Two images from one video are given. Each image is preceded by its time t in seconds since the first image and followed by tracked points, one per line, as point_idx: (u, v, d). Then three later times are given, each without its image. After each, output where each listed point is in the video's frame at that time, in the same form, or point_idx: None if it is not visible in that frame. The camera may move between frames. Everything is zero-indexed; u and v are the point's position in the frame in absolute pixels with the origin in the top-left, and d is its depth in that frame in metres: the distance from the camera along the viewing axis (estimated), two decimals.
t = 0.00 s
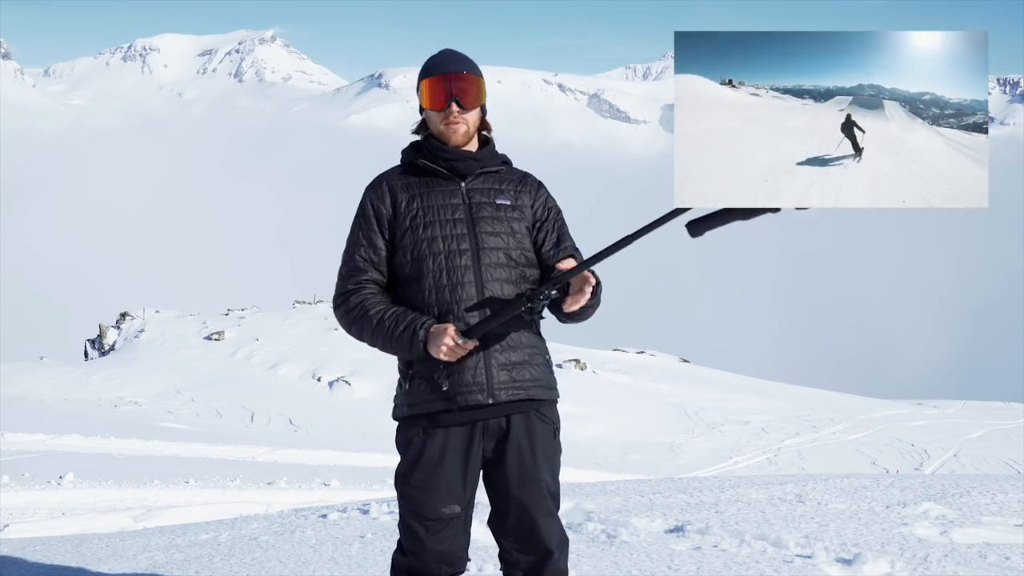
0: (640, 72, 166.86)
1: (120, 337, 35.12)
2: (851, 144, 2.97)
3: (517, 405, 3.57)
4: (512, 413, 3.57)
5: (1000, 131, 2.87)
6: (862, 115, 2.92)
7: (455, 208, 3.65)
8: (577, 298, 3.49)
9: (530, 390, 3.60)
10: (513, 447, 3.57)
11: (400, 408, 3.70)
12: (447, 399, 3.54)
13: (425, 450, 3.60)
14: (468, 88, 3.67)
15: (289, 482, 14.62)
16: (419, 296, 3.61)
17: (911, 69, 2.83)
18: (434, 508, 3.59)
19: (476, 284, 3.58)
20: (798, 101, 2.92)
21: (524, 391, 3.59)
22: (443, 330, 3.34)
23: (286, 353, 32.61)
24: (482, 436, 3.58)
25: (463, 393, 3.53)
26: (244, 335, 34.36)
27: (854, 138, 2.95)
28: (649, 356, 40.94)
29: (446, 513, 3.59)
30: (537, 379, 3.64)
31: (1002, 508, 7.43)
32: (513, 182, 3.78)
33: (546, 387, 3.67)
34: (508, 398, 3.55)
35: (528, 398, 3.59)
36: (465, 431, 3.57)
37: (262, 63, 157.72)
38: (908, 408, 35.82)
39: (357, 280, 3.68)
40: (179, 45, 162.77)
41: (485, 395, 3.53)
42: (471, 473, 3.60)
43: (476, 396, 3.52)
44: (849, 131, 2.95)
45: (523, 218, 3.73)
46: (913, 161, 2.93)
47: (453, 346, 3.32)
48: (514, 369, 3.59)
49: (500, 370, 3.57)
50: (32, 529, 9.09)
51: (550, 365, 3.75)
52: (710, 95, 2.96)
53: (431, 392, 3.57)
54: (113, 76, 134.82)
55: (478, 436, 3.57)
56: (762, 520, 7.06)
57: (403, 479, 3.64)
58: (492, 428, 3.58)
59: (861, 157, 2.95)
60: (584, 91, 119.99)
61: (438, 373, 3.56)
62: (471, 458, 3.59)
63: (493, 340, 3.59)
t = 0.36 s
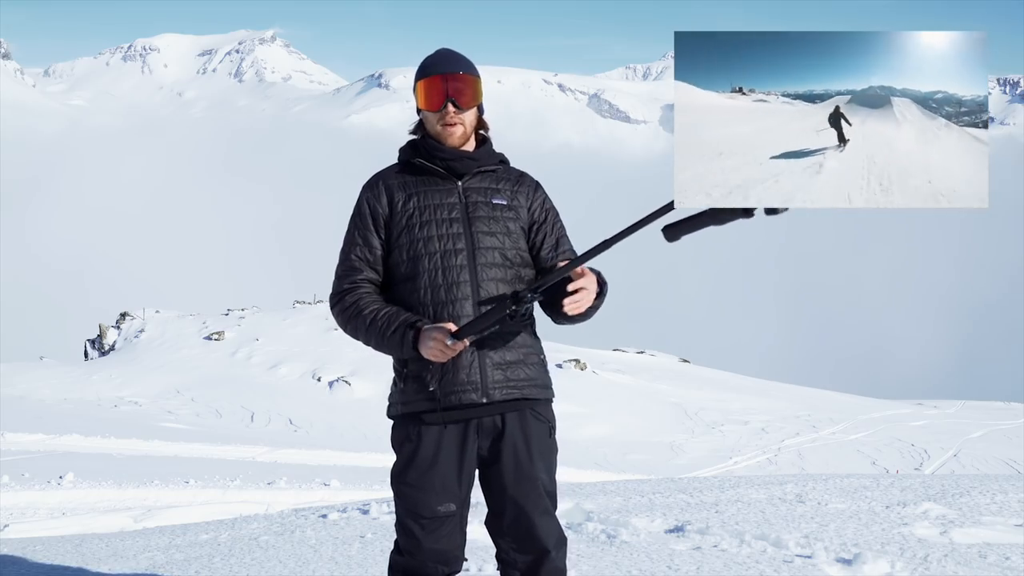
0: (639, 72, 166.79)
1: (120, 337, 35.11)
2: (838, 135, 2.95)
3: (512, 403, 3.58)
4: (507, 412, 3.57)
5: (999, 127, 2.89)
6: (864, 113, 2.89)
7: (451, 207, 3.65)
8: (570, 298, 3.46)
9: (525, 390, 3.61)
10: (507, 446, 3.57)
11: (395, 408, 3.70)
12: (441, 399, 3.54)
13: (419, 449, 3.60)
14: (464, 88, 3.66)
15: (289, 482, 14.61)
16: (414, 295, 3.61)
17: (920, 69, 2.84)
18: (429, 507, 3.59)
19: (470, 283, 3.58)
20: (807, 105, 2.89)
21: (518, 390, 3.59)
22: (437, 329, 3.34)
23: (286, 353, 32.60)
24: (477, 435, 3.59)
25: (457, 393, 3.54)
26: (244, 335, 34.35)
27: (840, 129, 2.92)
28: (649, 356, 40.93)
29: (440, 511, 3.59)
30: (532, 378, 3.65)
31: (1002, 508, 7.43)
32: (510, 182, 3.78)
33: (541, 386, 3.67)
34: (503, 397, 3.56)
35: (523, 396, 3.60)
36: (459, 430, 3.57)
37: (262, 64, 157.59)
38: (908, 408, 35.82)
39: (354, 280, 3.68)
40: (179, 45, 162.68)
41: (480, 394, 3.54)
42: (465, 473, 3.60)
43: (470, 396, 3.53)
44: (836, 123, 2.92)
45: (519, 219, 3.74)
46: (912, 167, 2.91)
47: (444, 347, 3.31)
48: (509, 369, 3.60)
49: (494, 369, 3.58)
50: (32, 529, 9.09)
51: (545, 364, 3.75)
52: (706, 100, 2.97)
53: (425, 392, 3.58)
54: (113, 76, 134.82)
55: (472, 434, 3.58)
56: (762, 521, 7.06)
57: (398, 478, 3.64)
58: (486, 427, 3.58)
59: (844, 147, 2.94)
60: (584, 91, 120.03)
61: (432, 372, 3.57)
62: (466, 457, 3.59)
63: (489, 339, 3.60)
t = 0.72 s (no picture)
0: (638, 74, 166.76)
1: (120, 337, 35.12)
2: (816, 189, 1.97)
3: (496, 401, 3.59)
4: (490, 409, 3.58)
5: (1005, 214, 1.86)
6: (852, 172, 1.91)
7: (439, 205, 3.65)
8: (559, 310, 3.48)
9: (509, 387, 3.62)
10: (491, 442, 3.58)
11: (378, 403, 3.72)
12: (425, 397, 3.55)
13: (403, 446, 3.61)
14: (454, 85, 3.66)
15: (289, 482, 14.61)
16: (400, 293, 3.62)
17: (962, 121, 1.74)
18: (414, 502, 3.59)
19: (456, 283, 3.60)
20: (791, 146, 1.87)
21: (502, 387, 3.60)
22: (420, 333, 3.37)
23: (286, 353, 32.60)
24: (461, 431, 3.59)
25: (439, 391, 3.55)
26: (244, 335, 34.35)
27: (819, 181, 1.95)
28: (649, 356, 40.91)
29: (425, 505, 3.59)
30: (516, 377, 3.65)
31: (1002, 508, 7.43)
32: (499, 177, 3.77)
33: (525, 384, 3.68)
34: (486, 395, 3.57)
35: (507, 395, 3.61)
36: (443, 427, 3.58)
37: (262, 64, 157.53)
38: (907, 408, 35.82)
39: (342, 277, 3.68)
40: (180, 45, 162.60)
41: (462, 393, 3.55)
42: (450, 469, 3.60)
43: (454, 394, 3.55)
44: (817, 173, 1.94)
45: (507, 216, 3.74)
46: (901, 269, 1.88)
47: (427, 352, 3.34)
48: (492, 368, 3.60)
49: (478, 368, 3.59)
50: (32, 529, 9.09)
51: (529, 362, 3.76)
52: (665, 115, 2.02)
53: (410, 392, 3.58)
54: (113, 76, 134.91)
55: (456, 430, 3.58)
56: (762, 520, 7.06)
57: (382, 474, 3.65)
58: (470, 422, 3.59)
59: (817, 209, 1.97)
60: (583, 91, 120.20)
61: (416, 372, 3.58)
62: (450, 454, 3.59)
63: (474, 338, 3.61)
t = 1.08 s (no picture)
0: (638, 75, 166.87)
1: (120, 337, 35.11)
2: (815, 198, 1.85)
3: (491, 400, 3.60)
4: (486, 407, 3.59)
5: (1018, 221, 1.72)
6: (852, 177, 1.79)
7: (431, 206, 3.66)
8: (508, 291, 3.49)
9: (504, 386, 3.63)
10: (487, 440, 3.58)
11: (372, 402, 3.71)
12: (420, 398, 3.56)
13: (398, 446, 3.60)
14: (447, 89, 3.64)
15: (289, 482, 14.61)
16: (393, 294, 3.63)
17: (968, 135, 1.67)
18: (409, 501, 3.58)
19: (449, 285, 3.63)
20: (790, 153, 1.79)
21: (497, 386, 3.61)
22: (411, 341, 3.39)
23: (286, 353, 32.60)
24: (456, 431, 3.60)
25: (435, 392, 3.55)
26: (244, 335, 34.35)
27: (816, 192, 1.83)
28: (649, 356, 40.90)
29: (420, 505, 3.59)
30: (510, 376, 3.67)
31: (1002, 508, 7.43)
32: (491, 178, 3.78)
33: (519, 382, 3.70)
34: (482, 395, 3.58)
35: (502, 393, 3.62)
36: (438, 426, 3.59)
37: (263, 64, 157.41)
38: (907, 408, 35.82)
39: (332, 277, 3.68)
40: (180, 45, 162.60)
41: (459, 393, 3.56)
42: (445, 468, 3.60)
43: (449, 395, 3.56)
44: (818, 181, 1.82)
45: (498, 217, 3.76)
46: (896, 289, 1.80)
47: (416, 360, 3.38)
48: (487, 368, 3.61)
49: (473, 368, 3.60)
50: (32, 529, 9.09)
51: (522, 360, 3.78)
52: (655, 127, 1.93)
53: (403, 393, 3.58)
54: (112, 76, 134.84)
55: (451, 429, 3.59)
56: (762, 520, 7.06)
57: (377, 474, 3.64)
58: (466, 421, 3.59)
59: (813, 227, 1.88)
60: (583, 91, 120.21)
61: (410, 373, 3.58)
62: (445, 453, 3.59)
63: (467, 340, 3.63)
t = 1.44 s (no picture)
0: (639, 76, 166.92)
1: (120, 337, 35.11)
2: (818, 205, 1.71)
3: (511, 401, 3.60)
4: (505, 408, 3.59)
5: None
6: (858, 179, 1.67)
7: (443, 207, 3.66)
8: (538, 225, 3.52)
9: (523, 387, 3.63)
10: (506, 442, 3.58)
11: (390, 405, 3.71)
12: (439, 400, 3.55)
13: (417, 447, 3.60)
14: (453, 86, 3.67)
15: (289, 482, 14.62)
16: (408, 297, 3.63)
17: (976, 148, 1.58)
18: (427, 503, 3.59)
19: (465, 285, 3.62)
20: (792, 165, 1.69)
21: (517, 387, 3.61)
22: (422, 349, 3.41)
23: (286, 353, 32.61)
24: (476, 432, 3.60)
25: (454, 395, 3.55)
26: (244, 335, 34.35)
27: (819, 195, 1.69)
28: (649, 356, 40.90)
29: (438, 507, 3.59)
30: (529, 377, 3.66)
31: (1002, 508, 7.43)
32: (502, 177, 3.78)
33: (538, 383, 3.69)
34: (501, 396, 3.58)
35: (521, 394, 3.62)
36: (458, 428, 3.58)
37: (263, 64, 157.37)
38: (907, 408, 35.82)
39: (343, 282, 3.69)
40: (180, 45, 162.47)
41: (477, 395, 3.56)
42: (462, 470, 3.60)
43: (469, 397, 3.56)
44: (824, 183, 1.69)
45: (512, 214, 3.75)
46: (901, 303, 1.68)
47: (426, 369, 3.39)
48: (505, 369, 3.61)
49: (492, 370, 3.59)
50: (32, 529, 9.09)
51: (541, 361, 3.77)
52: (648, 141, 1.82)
53: (421, 395, 3.58)
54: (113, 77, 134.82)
55: (470, 430, 3.58)
56: (762, 520, 7.06)
57: (395, 474, 3.64)
58: (485, 422, 3.59)
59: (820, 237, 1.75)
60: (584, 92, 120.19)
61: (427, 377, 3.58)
62: (463, 455, 3.59)
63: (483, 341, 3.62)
